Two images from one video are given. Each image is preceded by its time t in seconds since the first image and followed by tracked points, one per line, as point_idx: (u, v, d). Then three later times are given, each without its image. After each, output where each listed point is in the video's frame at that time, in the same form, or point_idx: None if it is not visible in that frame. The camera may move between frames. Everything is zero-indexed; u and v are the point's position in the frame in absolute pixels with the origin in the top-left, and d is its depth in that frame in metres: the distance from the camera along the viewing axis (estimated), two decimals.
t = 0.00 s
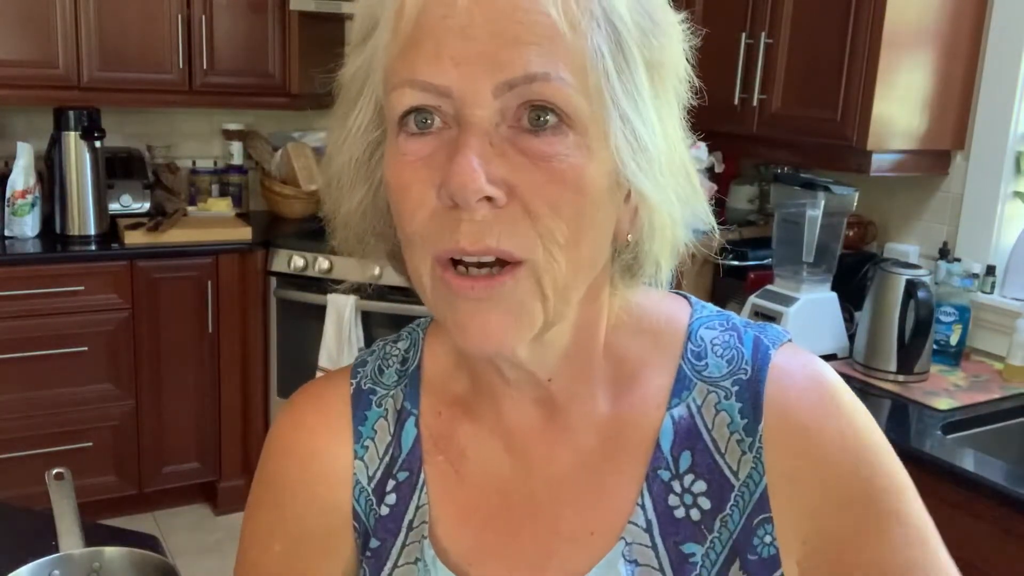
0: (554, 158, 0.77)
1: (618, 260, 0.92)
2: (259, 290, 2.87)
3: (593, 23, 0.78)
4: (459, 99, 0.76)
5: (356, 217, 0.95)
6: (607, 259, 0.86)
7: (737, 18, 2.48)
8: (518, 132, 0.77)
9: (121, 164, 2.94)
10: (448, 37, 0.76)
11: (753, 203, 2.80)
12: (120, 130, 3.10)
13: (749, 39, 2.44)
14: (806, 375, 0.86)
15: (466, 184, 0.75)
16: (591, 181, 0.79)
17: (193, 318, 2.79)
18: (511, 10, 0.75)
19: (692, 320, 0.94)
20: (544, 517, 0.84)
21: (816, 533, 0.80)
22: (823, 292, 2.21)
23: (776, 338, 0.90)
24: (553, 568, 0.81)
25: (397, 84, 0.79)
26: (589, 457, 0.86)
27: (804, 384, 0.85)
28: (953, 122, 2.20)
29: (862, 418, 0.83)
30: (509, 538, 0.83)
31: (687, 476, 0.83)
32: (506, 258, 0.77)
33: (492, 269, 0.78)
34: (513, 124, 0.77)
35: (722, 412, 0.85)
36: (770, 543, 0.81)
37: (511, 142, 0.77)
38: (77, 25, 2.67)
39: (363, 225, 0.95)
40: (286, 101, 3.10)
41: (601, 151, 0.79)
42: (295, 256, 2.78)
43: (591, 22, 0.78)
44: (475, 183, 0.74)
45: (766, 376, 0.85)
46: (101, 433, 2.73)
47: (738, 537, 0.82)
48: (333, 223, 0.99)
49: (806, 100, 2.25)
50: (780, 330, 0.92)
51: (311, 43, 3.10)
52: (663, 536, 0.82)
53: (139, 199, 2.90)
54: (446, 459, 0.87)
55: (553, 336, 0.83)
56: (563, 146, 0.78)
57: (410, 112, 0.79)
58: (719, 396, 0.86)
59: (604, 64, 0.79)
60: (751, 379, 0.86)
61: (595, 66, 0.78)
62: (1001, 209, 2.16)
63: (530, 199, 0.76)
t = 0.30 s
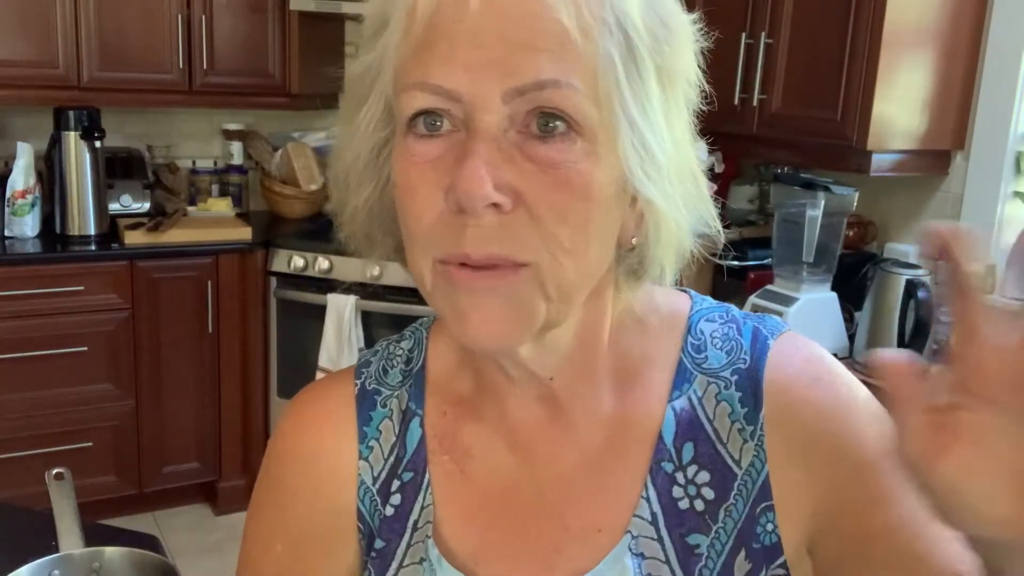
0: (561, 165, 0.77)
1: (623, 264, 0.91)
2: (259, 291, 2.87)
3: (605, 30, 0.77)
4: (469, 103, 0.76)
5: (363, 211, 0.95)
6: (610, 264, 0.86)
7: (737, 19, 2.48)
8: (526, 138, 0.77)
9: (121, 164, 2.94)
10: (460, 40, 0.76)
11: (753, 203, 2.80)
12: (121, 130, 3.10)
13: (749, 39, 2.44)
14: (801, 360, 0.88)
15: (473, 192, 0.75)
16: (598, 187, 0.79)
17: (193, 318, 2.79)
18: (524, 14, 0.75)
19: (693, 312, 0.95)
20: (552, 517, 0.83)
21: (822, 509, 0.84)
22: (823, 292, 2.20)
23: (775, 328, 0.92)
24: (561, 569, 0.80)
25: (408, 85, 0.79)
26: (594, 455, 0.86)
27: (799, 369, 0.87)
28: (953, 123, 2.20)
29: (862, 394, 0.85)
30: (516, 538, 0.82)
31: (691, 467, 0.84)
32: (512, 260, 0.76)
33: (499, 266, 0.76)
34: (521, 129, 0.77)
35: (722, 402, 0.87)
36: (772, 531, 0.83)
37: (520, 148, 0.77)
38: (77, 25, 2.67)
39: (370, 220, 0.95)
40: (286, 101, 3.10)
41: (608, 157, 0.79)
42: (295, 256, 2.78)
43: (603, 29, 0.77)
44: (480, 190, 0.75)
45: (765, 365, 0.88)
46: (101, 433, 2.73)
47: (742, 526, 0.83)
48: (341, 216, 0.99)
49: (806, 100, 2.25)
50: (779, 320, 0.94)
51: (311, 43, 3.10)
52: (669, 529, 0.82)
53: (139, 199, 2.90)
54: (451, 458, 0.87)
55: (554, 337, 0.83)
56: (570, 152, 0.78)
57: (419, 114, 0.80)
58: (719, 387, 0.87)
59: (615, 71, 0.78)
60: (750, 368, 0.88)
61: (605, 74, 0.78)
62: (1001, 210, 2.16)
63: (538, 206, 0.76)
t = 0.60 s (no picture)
0: (587, 172, 0.77)
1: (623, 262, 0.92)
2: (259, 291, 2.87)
3: (630, 36, 0.79)
4: (496, 101, 0.76)
5: (365, 203, 0.95)
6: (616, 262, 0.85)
7: (738, 18, 2.48)
8: (551, 144, 0.77)
9: (121, 164, 2.94)
10: (493, 42, 0.76)
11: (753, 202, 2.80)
12: (120, 130, 3.10)
13: (749, 39, 2.44)
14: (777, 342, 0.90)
15: (505, 196, 0.75)
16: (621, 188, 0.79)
17: (193, 319, 2.79)
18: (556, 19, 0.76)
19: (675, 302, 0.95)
20: (545, 512, 0.84)
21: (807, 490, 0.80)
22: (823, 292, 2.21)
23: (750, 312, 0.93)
24: (553, 563, 0.81)
25: (432, 77, 0.79)
26: (585, 450, 0.87)
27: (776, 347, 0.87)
28: (953, 123, 2.20)
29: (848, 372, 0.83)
30: (512, 536, 0.83)
31: (674, 452, 0.85)
32: (535, 264, 0.77)
33: (519, 274, 0.78)
34: (546, 135, 0.77)
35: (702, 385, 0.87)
36: (758, 510, 0.82)
37: (545, 152, 0.77)
38: (77, 25, 2.67)
39: (371, 212, 0.95)
40: (286, 102, 3.10)
41: (623, 158, 0.81)
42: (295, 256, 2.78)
43: (628, 36, 0.79)
44: (513, 195, 0.74)
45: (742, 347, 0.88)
46: (101, 433, 2.73)
47: (727, 508, 0.82)
48: (342, 211, 0.99)
49: (807, 100, 2.25)
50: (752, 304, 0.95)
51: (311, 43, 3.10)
52: (655, 516, 0.83)
53: (139, 199, 2.90)
54: (445, 455, 0.87)
55: (557, 339, 0.85)
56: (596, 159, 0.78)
57: (441, 116, 0.79)
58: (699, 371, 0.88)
59: (637, 76, 0.80)
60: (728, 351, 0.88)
61: (627, 79, 0.80)
62: (1002, 210, 2.16)
63: (564, 212, 0.77)
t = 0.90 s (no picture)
0: (551, 163, 0.77)
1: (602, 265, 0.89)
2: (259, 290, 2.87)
3: (593, 29, 0.78)
4: (459, 98, 0.77)
5: (338, 203, 0.95)
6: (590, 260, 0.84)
7: (737, 19, 2.48)
8: (514, 134, 0.77)
9: (121, 164, 2.94)
10: (452, 35, 0.76)
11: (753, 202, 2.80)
12: (120, 130, 3.10)
13: (749, 39, 2.44)
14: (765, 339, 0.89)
15: (463, 186, 0.75)
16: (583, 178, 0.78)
17: (194, 319, 2.79)
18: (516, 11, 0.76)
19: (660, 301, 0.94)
20: (525, 512, 0.84)
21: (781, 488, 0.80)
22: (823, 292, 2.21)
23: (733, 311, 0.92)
24: (534, 564, 0.81)
25: (396, 77, 0.80)
26: (565, 448, 0.86)
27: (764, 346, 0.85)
28: (953, 123, 2.20)
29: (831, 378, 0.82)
30: (493, 540, 0.82)
31: (655, 453, 0.84)
32: (499, 256, 0.77)
33: (482, 267, 0.78)
34: (509, 125, 0.77)
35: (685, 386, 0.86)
36: (739, 513, 0.81)
37: (507, 145, 0.77)
38: (77, 25, 2.67)
39: (344, 212, 0.95)
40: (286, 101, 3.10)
41: (590, 153, 0.79)
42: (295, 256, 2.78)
43: (591, 29, 0.78)
44: (472, 183, 0.75)
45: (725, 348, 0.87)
46: (101, 433, 2.73)
47: (706, 510, 0.82)
48: (316, 217, 0.98)
49: (806, 100, 2.25)
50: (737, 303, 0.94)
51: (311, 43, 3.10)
52: (636, 517, 0.82)
53: (139, 199, 2.90)
54: (429, 458, 0.87)
55: (536, 335, 0.82)
56: (559, 151, 0.77)
57: (405, 106, 0.80)
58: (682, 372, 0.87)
59: (603, 70, 0.79)
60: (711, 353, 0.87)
61: (593, 73, 0.78)
62: (1002, 210, 2.16)
63: (525, 202, 0.76)
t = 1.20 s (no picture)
0: (517, 147, 0.77)
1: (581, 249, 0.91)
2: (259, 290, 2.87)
3: (553, 15, 0.78)
4: (422, 91, 0.76)
5: (321, 213, 0.95)
6: (570, 249, 0.85)
7: (737, 19, 2.48)
8: (481, 122, 0.77)
9: (121, 164, 2.94)
10: (412, 30, 0.76)
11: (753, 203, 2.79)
12: (121, 130, 3.10)
13: (749, 39, 2.44)
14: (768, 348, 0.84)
15: (431, 170, 0.75)
16: (554, 163, 0.79)
17: (194, 318, 2.79)
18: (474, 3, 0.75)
19: (657, 305, 0.93)
20: (517, 513, 0.83)
21: (796, 507, 0.77)
22: (823, 292, 2.21)
23: (738, 316, 0.89)
24: (525, 567, 0.80)
25: (362, 76, 0.79)
26: (557, 447, 0.86)
27: (761, 352, 0.84)
28: (953, 123, 2.20)
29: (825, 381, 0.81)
30: (485, 539, 0.82)
31: (656, 462, 0.83)
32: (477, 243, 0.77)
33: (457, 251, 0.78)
34: (476, 114, 0.77)
35: (686, 395, 0.85)
36: (741, 522, 0.80)
37: (476, 131, 0.77)
38: (77, 25, 2.67)
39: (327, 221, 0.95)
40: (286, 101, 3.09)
41: (559, 139, 0.79)
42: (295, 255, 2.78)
43: (550, 15, 0.78)
44: (440, 169, 0.75)
45: (728, 358, 0.84)
46: (102, 433, 2.73)
47: (709, 520, 0.80)
48: (296, 222, 0.99)
49: (805, 100, 2.26)
50: (745, 308, 0.91)
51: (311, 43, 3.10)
52: (635, 524, 0.81)
53: (139, 199, 2.90)
54: (418, 459, 0.87)
55: (519, 328, 0.84)
56: (526, 135, 0.78)
57: (374, 103, 0.79)
58: (683, 380, 0.86)
59: (564, 56, 0.79)
60: (712, 361, 0.85)
61: (554, 58, 0.78)
62: (1002, 209, 2.16)
63: (496, 186, 0.76)
